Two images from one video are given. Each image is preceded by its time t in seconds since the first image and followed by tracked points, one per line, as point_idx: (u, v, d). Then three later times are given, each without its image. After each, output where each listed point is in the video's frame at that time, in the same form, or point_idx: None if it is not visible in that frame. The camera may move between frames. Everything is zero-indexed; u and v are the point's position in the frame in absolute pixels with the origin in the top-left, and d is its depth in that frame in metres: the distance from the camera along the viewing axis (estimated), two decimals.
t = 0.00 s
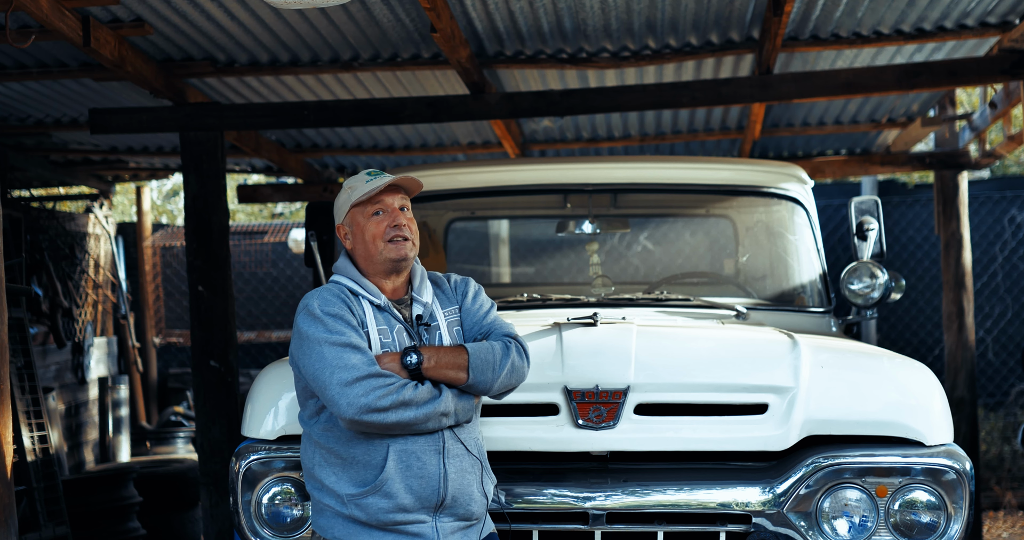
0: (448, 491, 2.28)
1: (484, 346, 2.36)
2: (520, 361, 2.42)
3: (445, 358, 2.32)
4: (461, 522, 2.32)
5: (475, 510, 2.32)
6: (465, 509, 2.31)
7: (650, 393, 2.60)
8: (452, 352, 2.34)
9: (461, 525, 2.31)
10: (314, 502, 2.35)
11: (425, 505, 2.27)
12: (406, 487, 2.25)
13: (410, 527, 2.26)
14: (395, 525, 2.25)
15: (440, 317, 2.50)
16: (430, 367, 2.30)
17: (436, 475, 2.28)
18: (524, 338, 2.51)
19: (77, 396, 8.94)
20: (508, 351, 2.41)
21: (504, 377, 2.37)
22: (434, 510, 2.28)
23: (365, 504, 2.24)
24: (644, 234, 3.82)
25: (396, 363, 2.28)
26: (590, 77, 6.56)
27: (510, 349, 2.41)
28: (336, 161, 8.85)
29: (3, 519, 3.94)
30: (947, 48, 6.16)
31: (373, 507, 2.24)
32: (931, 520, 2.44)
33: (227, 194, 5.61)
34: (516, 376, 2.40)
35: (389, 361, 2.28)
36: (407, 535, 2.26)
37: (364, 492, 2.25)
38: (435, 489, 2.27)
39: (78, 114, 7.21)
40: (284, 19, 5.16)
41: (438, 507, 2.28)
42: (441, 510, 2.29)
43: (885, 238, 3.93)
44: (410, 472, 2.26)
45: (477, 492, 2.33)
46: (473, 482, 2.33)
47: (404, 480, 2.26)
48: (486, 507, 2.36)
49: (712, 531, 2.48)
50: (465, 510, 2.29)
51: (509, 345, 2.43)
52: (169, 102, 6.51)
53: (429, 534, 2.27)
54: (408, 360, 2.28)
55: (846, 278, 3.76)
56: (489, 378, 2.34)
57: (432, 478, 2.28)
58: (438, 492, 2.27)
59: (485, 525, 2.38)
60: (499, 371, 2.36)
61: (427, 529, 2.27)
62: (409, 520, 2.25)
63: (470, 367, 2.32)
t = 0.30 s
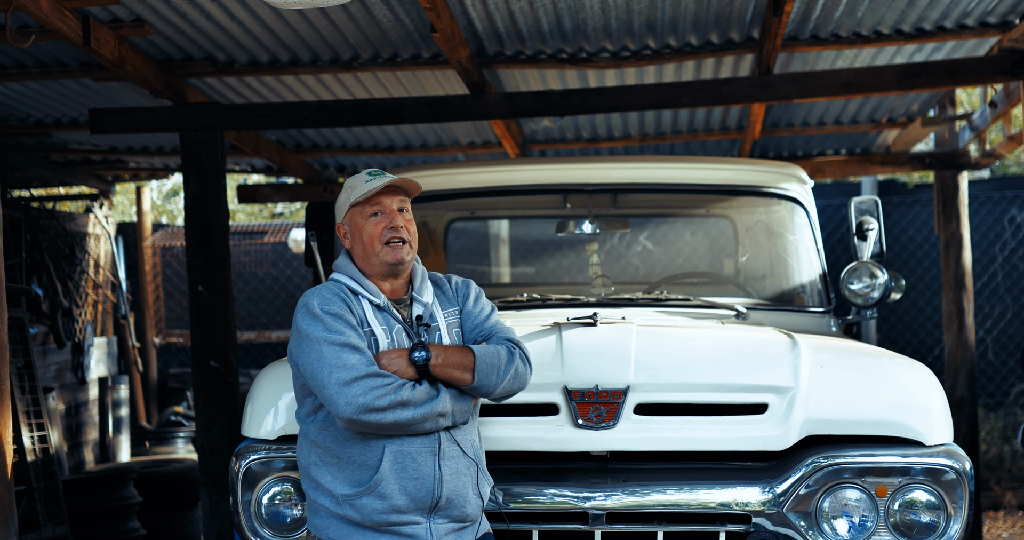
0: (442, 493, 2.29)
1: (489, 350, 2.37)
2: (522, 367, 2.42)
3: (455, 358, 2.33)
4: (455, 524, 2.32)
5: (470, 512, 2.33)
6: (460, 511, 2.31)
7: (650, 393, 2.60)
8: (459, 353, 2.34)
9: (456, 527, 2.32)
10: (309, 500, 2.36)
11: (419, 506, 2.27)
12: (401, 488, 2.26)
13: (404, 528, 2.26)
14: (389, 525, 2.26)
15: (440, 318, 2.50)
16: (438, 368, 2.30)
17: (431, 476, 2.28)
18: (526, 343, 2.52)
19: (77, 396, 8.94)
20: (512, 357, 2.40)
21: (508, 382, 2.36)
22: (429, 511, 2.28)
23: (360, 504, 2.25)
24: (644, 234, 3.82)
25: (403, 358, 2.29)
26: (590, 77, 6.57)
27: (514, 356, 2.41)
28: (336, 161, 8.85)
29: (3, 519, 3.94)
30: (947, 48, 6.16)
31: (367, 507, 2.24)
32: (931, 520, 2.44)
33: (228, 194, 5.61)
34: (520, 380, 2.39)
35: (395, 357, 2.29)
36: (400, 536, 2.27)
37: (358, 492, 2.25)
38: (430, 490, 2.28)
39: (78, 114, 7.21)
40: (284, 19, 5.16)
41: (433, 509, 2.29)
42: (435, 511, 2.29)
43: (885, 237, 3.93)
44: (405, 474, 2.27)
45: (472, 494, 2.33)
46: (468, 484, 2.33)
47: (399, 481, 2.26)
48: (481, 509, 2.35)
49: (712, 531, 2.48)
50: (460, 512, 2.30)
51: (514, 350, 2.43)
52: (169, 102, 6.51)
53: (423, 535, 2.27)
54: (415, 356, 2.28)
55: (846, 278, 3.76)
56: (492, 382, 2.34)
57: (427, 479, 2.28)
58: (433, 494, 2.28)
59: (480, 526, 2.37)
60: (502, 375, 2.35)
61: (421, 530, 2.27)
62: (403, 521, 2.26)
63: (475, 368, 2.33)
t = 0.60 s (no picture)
0: (436, 488, 2.28)
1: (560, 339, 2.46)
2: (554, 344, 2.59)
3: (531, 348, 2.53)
4: (452, 520, 2.32)
5: (467, 507, 2.31)
6: (456, 506, 2.30)
7: (650, 393, 2.59)
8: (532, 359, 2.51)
9: (453, 523, 2.31)
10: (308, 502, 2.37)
11: (414, 503, 2.27)
12: (394, 486, 2.26)
13: (400, 526, 2.27)
14: (385, 523, 2.26)
15: (428, 315, 2.50)
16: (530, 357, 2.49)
17: (424, 472, 2.28)
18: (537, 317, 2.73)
19: (77, 396, 8.94)
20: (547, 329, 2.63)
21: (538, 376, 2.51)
22: (424, 507, 2.28)
23: (354, 504, 2.25)
24: (644, 234, 3.82)
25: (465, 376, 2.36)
26: (590, 77, 6.57)
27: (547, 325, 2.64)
28: (336, 161, 8.85)
29: (3, 518, 3.94)
30: (947, 48, 6.16)
31: (361, 507, 2.25)
32: (931, 520, 2.44)
33: (227, 194, 5.62)
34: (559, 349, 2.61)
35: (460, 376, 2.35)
36: (397, 534, 2.27)
37: (352, 492, 2.26)
38: (423, 486, 2.27)
39: (78, 114, 7.21)
40: (284, 19, 5.16)
41: (428, 505, 2.29)
42: (431, 507, 2.29)
43: (885, 238, 3.93)
44: (398, 471, 2.27)
45: (467, 488, 2.32)
46: (463, 478, 2.33)
47: (392, 478, 2.26)
48: (478, 504, 2.34)
49: (712, 531, 2.48)
50: (455, 507, 2.29)
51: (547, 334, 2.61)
52: (169, 102, 6.51)
53: (420, 532, 2.27)
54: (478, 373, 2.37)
55: (846, 278, 3.76)
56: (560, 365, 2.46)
57: (420, 476, 2.28)
58: (427, 490, 2.28)
59: (477, 523, 2.35)
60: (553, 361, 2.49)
61: (418, 527, 2.27)
62: (399, 519, 2.26)
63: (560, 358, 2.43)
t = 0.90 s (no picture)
0: (435, 488, 2.29)
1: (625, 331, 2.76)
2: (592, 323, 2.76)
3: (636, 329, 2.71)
4: (451, 519, 2.33)
5: (466, 505, 2.33)
6: (455, 506, 2.31)
7: (650, 393, 2.59)
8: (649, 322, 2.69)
9: (452, 522, 2.32)
10: (306, 503, 2.37)
11: (413, 503, 2.27)
12: (393, 486, 2.26)
13: (399, 525, 2.27)
14: (384, 523, 2.26)
15: (424, 315, 2.49)
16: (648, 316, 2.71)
17: (423, 472, 2.28)
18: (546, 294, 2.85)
19: (77, 396, 8.94)
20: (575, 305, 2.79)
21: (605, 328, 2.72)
22: (423, 507, 2.29)
23: (353, 504, 2.25)
24: (644, 234, 3.82)
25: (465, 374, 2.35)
26: (590, 77, 6.57)
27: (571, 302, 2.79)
28: (336, 161, 8.85)
29: (3, 518, 3.94)
30: (947, 48, 6.16)
31: (360, 507, 2.24)
32: (931, 520, 2.44)
33: (228, 194, 5.62)
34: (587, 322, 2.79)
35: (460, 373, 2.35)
36: (396, 534, 2.27)
37: (351, 492, 2.25)
38: (423, 486, 2.28)
39: (78, 114, 7.21)
40: (284, 19, 5.16)
41: (427, 504, 2.29)
42: (430, 506, 2.30)
43: (885, 237, 3.93)
44: (397, 471, 2.27)
45: (466, 488, 2.34)
46: (462, 477, 2.33)
47: (391, 479, 2.26)
48: (476, 503, 2.36)
49: (712, 530, 2.48)
50: (454, 506, 2.30)
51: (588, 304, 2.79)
52: (169, 102, 6.51)
53: (419, 532, 2.27)
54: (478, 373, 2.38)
55: (846, 278, 3.76)
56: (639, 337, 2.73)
57: (419, 475, 2.28)
58: (426, 489, 2.28)
59: (475, 522, 2.37)
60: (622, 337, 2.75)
61: (417, 526, 2.28)
62: (398, 518, 2.26)
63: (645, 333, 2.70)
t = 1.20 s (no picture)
0: (440, 486, 2.29)
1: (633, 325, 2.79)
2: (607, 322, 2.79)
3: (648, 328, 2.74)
4: (455, 518, 2.33)
5: (469, 504, 2.33)
6: (460, 503, 2.31)
7: (650, 393, 2.60)
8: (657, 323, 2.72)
9: (456, 521, 2.32)
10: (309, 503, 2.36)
11: (418, 501, 2.27)
12: (399, 484, 2.26)
13: (404, 523, 2.27)
14: (389, 522, 2.26)
15: (428, 314, 2.49)
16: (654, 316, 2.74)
17: (428, 470, 2.28)
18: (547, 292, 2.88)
19: (77, 396, 8.94)
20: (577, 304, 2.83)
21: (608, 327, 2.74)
22: (428, 505, 2.29)
23: (358, 502, 2.25)
24: (644, 234, 3.82)
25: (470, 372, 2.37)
26: (590, 77, 6.57)
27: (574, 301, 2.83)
28: (336, 161, 8.85)
29: (3, 518, 3.94)
30: (947, 48, 6.16)
31: (365, 505, 2.24)
32: (932, 520, 2.44)
33: (228, 194, 5.62)
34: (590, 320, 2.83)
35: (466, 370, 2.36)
36: (401, 532, 2.27)
37: (356, 490, 2.25)
38: (428, 484, 2.28)
39: (78, 114, 7.21)
40: (284, 19, 5.16)
41: (431, 502, 2.29)
42: (434, 505, 2.30)
43: (885, 238, 3.93)
44: (402, 469, 2.27)
45: (470, 486, 2.34)
46: (466, 475, 2.34)
47: (397, 477, 2.26)
48: (480, 502, 2.36)
49: (712, 531, 2.48)
50: (459, 504, 2.30)
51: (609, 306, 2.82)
52: (169, 102, 6.51)
53: (423, 530, 2.27)
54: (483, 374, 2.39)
55: (846, 278, 3.76)
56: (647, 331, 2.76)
57: (424, 473, 2.28)
58: (431, 488, 2.28)
59: (479, 521, 2.37)
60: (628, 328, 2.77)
61: (421, 525, 2.28)
62: (403, 517, 2.26)
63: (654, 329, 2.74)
